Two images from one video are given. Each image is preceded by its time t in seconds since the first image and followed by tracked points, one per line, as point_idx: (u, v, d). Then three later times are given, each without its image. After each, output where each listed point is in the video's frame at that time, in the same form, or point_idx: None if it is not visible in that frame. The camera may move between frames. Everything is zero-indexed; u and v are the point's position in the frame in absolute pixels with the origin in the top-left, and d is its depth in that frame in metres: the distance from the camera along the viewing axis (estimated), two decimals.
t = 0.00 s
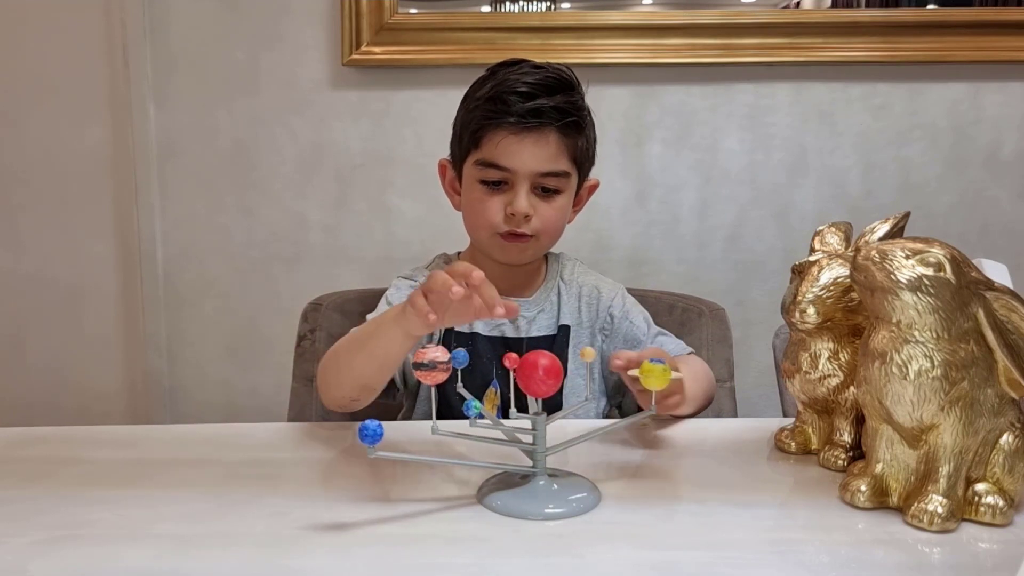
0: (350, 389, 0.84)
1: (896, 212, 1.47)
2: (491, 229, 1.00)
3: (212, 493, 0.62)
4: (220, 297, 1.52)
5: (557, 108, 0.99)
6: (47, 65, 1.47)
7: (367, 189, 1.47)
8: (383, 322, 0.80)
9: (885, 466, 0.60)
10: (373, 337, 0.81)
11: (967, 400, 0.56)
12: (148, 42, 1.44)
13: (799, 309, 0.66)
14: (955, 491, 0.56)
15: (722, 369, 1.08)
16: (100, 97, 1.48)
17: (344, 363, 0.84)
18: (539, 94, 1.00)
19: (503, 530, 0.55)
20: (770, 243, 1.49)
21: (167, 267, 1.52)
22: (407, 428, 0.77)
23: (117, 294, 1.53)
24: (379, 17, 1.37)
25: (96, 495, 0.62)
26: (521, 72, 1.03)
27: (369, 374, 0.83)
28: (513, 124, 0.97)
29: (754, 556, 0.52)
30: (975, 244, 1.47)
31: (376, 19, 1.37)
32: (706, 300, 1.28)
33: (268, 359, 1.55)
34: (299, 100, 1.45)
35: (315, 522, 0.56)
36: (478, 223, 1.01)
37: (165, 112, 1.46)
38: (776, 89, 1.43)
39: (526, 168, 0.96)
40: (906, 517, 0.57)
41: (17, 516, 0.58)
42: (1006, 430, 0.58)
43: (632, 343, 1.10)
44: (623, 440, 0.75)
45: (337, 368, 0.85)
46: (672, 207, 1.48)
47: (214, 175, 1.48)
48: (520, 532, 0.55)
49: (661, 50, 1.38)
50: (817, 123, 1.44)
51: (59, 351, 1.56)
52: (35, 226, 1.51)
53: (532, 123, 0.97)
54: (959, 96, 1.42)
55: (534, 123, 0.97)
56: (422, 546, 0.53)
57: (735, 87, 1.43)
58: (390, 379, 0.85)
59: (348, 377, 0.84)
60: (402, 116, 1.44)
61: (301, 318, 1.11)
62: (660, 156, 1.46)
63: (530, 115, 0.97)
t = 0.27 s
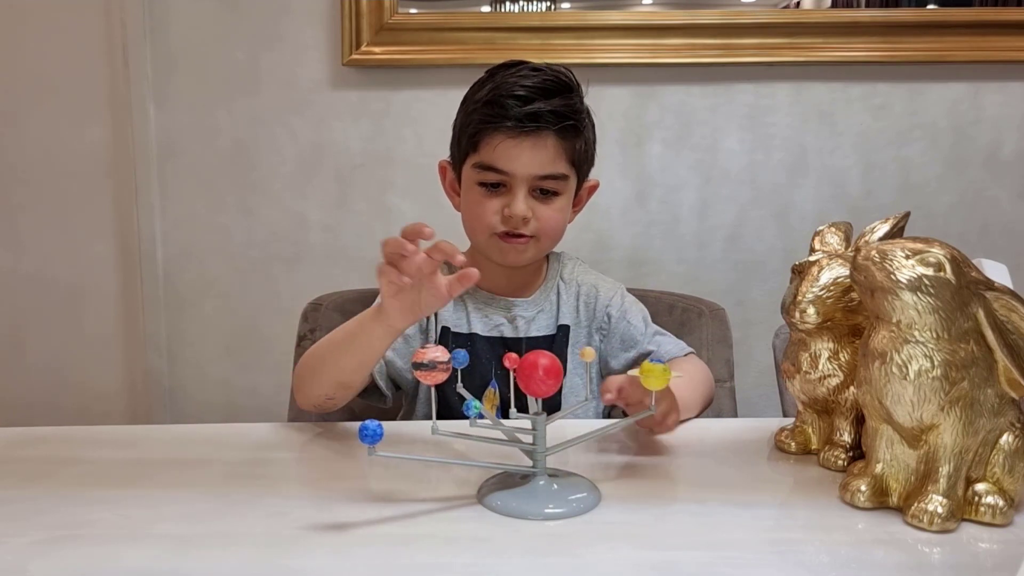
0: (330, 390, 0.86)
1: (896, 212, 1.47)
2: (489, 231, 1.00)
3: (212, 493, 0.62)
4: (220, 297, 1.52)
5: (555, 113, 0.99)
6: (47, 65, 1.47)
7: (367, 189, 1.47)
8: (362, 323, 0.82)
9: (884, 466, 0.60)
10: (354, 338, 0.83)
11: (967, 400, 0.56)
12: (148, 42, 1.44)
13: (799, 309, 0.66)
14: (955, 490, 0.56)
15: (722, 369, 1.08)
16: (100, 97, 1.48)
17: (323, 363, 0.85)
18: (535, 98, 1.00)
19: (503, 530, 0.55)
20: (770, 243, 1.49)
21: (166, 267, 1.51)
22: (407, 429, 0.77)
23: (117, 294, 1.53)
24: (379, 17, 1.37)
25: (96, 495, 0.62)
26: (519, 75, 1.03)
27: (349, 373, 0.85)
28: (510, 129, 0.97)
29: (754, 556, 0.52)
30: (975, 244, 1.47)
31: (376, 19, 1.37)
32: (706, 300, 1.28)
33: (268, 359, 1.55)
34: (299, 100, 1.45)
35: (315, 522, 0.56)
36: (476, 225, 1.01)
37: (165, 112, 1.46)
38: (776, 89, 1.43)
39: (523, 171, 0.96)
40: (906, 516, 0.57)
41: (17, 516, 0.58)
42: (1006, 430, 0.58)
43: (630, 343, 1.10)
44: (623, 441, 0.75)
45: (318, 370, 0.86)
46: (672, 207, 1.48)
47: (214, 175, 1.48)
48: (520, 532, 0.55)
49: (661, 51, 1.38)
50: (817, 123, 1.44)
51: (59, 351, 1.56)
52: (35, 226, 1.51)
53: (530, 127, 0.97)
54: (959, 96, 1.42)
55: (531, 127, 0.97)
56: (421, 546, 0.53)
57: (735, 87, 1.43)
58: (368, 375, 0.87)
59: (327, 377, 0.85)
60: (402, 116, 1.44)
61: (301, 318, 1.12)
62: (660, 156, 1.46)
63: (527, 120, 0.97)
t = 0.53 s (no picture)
0: (307, 394, 0.87)
1: (896, 212, 1.47)
2: (482, 227, 1.00)
3: (211, 493, 0.62)
4: (220, 297, 1.52)
5: (550, 109, 0.99)
6: (47, 65, 1.47)
7: (367, 189, 1.47)
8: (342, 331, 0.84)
9: (885, 466, 0.60)
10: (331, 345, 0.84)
11: (967, 400, 0.56)
12: (148, 42, 1.44)
13: (799, 309, 0.66)
14: (955, 491, 0.56)
15: (722, 369, 1.08)
16: (100, 97, 1.48)
17: (301, 367, 0.87)
18: (532, 95, 0.99)
19: (503, 530, 0.55)
20: (770, 242, 1.49)
21: (166, 267, 1.51)
22: (408, 429, 0.77)
23: (117, 294, 1.53)
24: (379, 17, 1.37)
25: (96, 495, 0.62)
26: (517, 73, 1.03)
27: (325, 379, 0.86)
28: (506, 124, 0.97)
29: (754, 556, 0.51)
30: (975, 244, 1.47)
31: (376, 19, 1.37)
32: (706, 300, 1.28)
33: (268, 359, 1.54)
34: (299, 100, 1.45)
35: (315, 523, 0.56)
36: (470, 221, 1.01)
37: (165, 112, 1.46)
38: (776, 89, 1.43)
39: (518, 167, 0.97)
40: (906, 517, 0.57)
41: (17, 516, 0.58)
42: (1005, 430, 0.58)
43: (619, 340, 1.09)
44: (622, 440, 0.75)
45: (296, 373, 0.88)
46: (672, 207, 1.48)
47: (214, 175, 1.48)
48: (520, 531, 0.55)
49: (661, 51, 1.38)
50: (817, 123, 1.44)
51: (59, 351, 1.56)
52: (35, 226, 1.51)
53: (525, 123, 0.97)
54: (959, 96, 1.42)
55: (527, 122, 0.97)
56: (421, 546, 0.53)
57: (735, 87, 1.43)
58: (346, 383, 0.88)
59: (305, 382, 0.87)
60: (402, 116, 1.44)
61: (301, 318, 1.11)
62: (660, 156, 1.46)
63: (523, 114, 0.97)
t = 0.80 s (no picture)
0: (305, 403, 0.91)
1: (896, 212, 1.47)
2: (480, 227, 1.00)
3: (211, 493, 0.62)
4: (220, 296, 1.52)
5: (547, 108, 0.99)
6: (47, 65, 1.47)
7: (367, 189, 1.47)
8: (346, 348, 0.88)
9: (885, 466, 0.60)
10: (333, 361, 0.87)
11: (967, 400, 0.56)
12: (148, 42, 1.44)
13: (799, 310, 0.66)
14: (955, 490, 0.56)
15: (722, 369, 1.08)
16: (100, 97, 1.48)
17: (301, 377, 0.90)
18: (529, 95, 1.00)
19: (503, 530, 0.55)
20: (770, 242, 1.49)
21: (166, 267, 1.51)
22: (408, 428, 0.77)
23: (117, 294, 1.53)
24: (379, 17, 1.37)
25: (96, 495, 0.62)
26: (513, 73, 1.03)
27: (323, 393, 0.89)
28: (504, 123, 0.97)
29: (753, 556, 0.52)
30: (975, 244, 1.47)
31: (376, 19, 1.37)
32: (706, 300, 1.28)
33: (267, 359, 1.54)
34: (299, 100, 1.45)
35: (314, 523, 0.56)
36: (468, 221, 1.01)
37: (165, 112, 1.46)
38: (776, 89, 1.43)
39: (516, 166, 0.97)
40: (906, 517, 0.57)
41: (17, 516, 0.58)
42: (1006, 430, 0.58)
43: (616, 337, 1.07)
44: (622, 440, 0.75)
45: (297, 382, 0.90)
46: (672, 207, 1.48)
47: (214, 175, 1.48)
48: (520, 531, 0.55)
49: (661, 51, 1.38)
50: (818, 123, 1.44)
51: (60, 351, 1.56)
52: (35, 226, 1.51)
53: (522, 122, 0.97)
54: (959, 96, 1.42)
55: (524, 122, 0.97)
56: (420, 546, 0.53)
57: (735, 87, 1.43)
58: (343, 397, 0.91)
59: (305, 392, 0.90)
60: (402, 116, 1.44)
61: (301, 318, 1.11)
62: (660, 156, 1.46)
63: (519, 114, 0.97)
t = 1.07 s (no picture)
0: (308, 405, 0.90)
1: (896, 212, 1.47)
2: (486, 228, 1.00)
3: (210, 493, 0.62)
4: (220, 296, 1.52)
5: (552, 110, 0.99)
6: (47, 65, 1.47)
7: (367, 189, 1.47)
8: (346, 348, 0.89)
9: (885, 466, 0.60)
10: (334, 360, 0.88)
11: (967, 400, 0.56)
12: (148, 42, 1.44)
13: (799, 309, 0.66)
14: (955, 490, 0.56)
15: (722, 369, 1.08)
16: (100, 97, 1.48)
17: (302, 379, 0.90)
18: (534, 97, 1.00)
19: (503, 530, 0.55)
20: (770, 242, 1.49)
21: (166, 266, 1.51)
22: (409, 428, 0.77)
23: (117, 294, 1.53)
24: (379, 17, 1.37)
25: (96, 495, 0.62)
26: (515, 73, 1.03)
27: (325, 392, 0.89)
28: (509, 125, 0.97)
29: (754, 556, 0.52)
30: (975, 244, 1.47)
31: (376, 19, 1.37)
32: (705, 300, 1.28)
33: (267, 359, 1.54)
34: (299, 100, 1.45)
35: (314, 523, 0.56)
36: (473, 222, 1.01)
37: (165, 112, 1.46)
38: (776, 89, 1.43)
39: (522, 167, 0.97)
40: (906, 517, 0.57)
41: (17, 516, 0.58)
42: (1006, 429, 0.58)
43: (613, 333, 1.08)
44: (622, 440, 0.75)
45: (298, 384, 0.91)
46: (672, 207, 1.48)
47: (214, 175, 1.48)
48: (520, 531, 0.55)
49: (661, 50, 1.38)
50: (817, 123, 1.44)
51: (60, 351, 1.56)
52: (35, 226, 1.51)
53: (528, 123, 0.97)
54: (959, 96, 1.42)
55: (529, 124, 0.97)
56: (420, 546, 0.53)
57: (735, 87, 1.43)
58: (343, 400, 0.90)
59: (307, 393, 0.90)
60: (402, 116, 1.44)
61: (301, 318, 1.11)
62: (660, 156, 1.46)
63: (525, 116, 0.97)
